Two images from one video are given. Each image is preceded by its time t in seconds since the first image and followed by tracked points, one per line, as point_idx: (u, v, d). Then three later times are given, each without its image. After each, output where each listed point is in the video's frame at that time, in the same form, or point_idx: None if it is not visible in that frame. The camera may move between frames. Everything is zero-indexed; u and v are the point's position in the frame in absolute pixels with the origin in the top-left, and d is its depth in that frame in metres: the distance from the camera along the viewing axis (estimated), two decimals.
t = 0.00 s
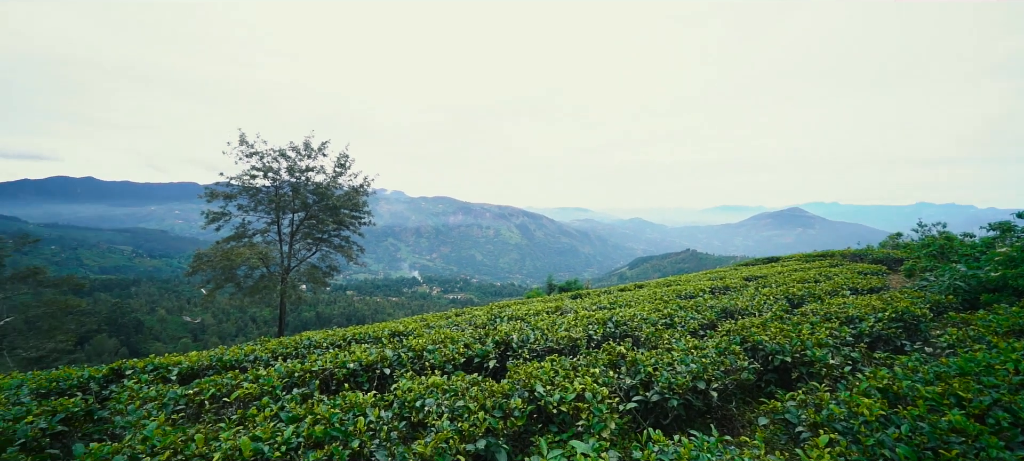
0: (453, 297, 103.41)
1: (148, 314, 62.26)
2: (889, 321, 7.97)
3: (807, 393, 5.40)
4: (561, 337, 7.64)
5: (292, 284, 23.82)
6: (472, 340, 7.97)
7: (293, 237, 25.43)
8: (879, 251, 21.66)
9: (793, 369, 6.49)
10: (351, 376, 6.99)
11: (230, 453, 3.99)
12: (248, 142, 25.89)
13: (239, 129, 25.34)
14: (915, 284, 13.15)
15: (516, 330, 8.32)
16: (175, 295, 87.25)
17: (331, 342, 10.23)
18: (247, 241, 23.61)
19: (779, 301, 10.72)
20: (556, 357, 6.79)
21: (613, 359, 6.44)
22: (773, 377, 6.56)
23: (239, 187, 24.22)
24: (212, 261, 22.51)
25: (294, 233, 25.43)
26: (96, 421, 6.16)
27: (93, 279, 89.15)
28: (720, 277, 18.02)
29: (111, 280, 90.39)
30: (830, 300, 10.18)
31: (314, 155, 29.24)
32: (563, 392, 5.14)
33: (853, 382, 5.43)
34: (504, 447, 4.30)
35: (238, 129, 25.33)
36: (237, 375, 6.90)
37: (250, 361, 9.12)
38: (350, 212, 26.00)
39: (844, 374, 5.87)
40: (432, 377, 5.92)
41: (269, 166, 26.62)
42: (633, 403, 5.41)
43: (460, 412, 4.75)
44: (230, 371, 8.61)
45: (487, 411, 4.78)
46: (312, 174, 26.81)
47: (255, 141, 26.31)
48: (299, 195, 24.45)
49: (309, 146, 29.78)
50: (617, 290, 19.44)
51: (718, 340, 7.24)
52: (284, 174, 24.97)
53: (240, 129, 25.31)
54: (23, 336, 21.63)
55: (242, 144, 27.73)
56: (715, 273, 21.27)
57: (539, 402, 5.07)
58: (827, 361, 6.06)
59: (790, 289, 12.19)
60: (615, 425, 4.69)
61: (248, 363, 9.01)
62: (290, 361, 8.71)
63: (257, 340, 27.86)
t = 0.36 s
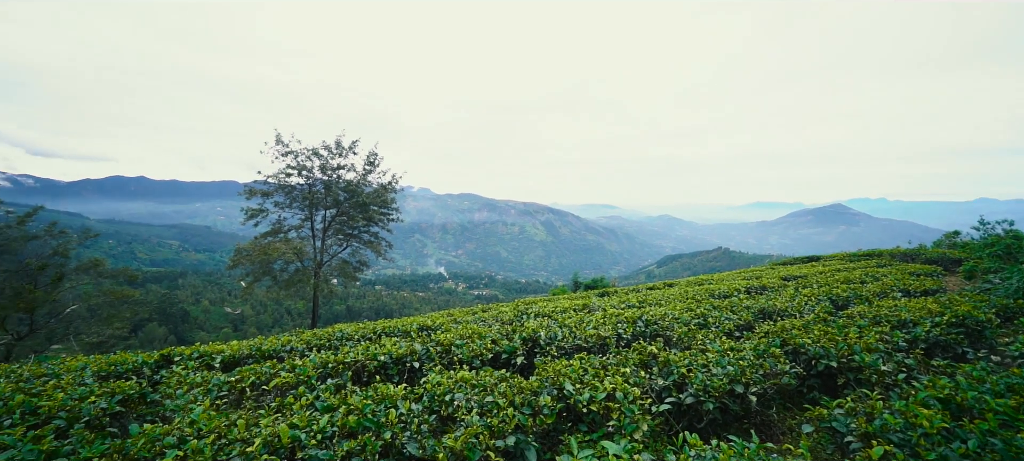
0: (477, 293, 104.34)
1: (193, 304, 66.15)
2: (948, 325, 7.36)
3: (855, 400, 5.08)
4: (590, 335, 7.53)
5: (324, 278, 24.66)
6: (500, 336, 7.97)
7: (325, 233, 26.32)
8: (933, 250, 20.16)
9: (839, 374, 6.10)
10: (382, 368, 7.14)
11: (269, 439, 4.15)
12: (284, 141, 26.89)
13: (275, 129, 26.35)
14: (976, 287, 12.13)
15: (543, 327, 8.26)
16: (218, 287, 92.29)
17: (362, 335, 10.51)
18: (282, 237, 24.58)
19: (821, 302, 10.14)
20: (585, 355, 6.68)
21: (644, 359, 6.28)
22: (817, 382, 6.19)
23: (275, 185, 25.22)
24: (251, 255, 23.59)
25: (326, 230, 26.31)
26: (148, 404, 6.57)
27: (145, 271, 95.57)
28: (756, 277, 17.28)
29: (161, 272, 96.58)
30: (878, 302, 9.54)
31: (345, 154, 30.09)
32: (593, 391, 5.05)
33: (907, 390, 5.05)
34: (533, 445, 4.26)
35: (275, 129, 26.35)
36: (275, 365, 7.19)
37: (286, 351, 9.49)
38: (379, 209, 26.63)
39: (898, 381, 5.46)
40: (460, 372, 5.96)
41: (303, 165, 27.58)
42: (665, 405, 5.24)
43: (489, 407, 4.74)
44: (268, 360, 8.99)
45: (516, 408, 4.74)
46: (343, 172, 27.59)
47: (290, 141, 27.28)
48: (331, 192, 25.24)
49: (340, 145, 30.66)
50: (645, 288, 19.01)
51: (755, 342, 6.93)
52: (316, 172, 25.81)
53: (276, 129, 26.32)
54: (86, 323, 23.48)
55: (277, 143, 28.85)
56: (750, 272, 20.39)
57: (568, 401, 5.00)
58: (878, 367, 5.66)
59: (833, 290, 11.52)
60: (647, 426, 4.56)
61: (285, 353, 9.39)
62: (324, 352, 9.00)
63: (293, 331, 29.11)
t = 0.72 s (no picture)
0: (501, 291, 104.65)
1: (231, 298, 69.41)
2: (1016, 335, 6.73)
3: (908, 413, 4.72)
4: (617, 336, 7.35)
5: (352, 275, 25.35)
6: (526, 335, 7.92)
7: (354, 231, 27.04)
8: (992, 252, 18.65)
9: (888, 384, 5.70)
10: (409, 364, 7.23)
11: (302, 432, 4.25)
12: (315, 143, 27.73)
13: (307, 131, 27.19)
14: None
15: (570, 327, 8.14)
16: (253, 282, 96.49)
17: (390, 331, 10.69)
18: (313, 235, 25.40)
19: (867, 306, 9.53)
20: (613, 356, 6.53)
21: (676, 362, 6.07)
22: (863, 392, 5.81)
23: (306, 185, 26.04)
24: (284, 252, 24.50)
25: (355, 228, 27.02)
26: (190, 393, 6.90)
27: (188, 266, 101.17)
28: (792, 279, 16.47)
29: (202, 268, 101.83)
30: (932, 308, 8.88)
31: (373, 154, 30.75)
32: (622, 394, 4.92)
33: (968, 404, 4.65)
34: (562, 447, 4.17)
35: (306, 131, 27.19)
36: (307, 359, 7.42)
37: (317, 345, 9.76)
38: (405, 208, 27.07)
39: (956, 393, 5.05)
40: (486, 371, 5.95)
41: (332, 165, 28.38)
42: (698, 410, 5.04)
43: (516, 407, 4.69)
44: (300, 354, 9.27)
45: (544, 409, 4.67)
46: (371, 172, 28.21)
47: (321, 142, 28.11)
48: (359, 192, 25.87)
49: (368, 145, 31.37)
50: (673, 289, 18.49)
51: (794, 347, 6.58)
52: (346, 171, 26.50)
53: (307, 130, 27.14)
54: (136, 313, 25.10)
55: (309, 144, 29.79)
56: (786, 273, 19.46)
57: (596, 403, 4.88)
58: (933, 378, 5.24)
59: (880, 293, 10.82)
60: (680, 432, 4.40)
61: (316, 347, 9.67)
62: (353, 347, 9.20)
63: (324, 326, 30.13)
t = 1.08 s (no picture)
0: (523, 290, 104.84)
1: (266, 293, 72.58)
2: None
3: (968, 427, 4.35)
4: (647, 337, 7.19)
5: (379, 273, 26.00)
6: (552, 334, 7.87)
7: (381, 230, 27.69)
8: None
9: (944, 395, 5.29)
10: (437, 360, 7.32)
11: (336, 424, 4.36)
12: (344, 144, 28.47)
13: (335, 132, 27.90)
14: None
15: (597, 327, 8.03)
16: (286, 279, 100.56)
17: (418, 328, 10.88)
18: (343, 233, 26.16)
19: (917, 310, 8.91)
20: (642, 357, 6.38)
21: (708, 365, 5.88)
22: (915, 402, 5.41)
23: (336, 184, 26.76)
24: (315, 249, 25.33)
25: (382, 226, 27.68)
26: (230, 383, 7.25)
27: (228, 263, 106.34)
28: (832, 280, 15.65)
29: (239, 264, 106.79)
30: (992, 313, 8.22)
31: (399, 153, 31.32)
32: (653, 396, 4.80)
33: None
34: (591, 448, 4.09)
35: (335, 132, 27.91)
36: (338, 354, 7.62)
37: (348, 340, 10.07)
38: (430, 207, 27.52)
39: None
40: (514, 369, 5.93)
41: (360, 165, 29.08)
42: (733, 416, 4.85)
43: (545, 407, 4.65)
44: (332, 348, 9.57)
45: (572, 410, 4.61)
46: (397, 172, 28.73)
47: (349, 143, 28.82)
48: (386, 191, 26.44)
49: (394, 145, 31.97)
50: (703, 289, 17.98)
51: (837, 353, 6.24)
52: (373, 171, 27.10)
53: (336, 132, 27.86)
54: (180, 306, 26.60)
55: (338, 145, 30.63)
56: (824, 274, 18.57)
57: (626, 405, 4.78)
58: (998, 389, 4.81)
59: (931, 296, 10.13)
60: (715, 438, 4.24)
61: (346, 342, 9.96)
62: (382, 343, 9.42)
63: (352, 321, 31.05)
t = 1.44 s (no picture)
0: (547, 288, 104.44)
1: (299, 288, 75.54)
2: None
3: None
4: (678, 339, 6.98)
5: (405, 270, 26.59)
6: (578, 334, 7.77)
7: (407, 228, 28.24)
8: None
9: (1011, 410, 4.85)
10: (464, 358, 7.38)
11: (368, 418, 4.47)
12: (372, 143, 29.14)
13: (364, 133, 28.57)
14: None
15: (625, 328, 7.87)
16: (318, 274, 104.41)
17: (444, 325, 11.01)
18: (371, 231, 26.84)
19: (977, 317, 8.24)
20: (674, 360, 6.21)
21: (744, 370, 5.65)
22: (978, 417, 4.99)
23: (365, 183, 27.42)
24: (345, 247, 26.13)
25: (408, 224, 28.21)
26: (268, 374, 7.57)
27: (264, 258, 111.29)
28: (878, 282, 14.73)
29: (274, 260, 111.62)
30: None
31: (425, 152, 31.77)
32: (686, 401, 4.65)
33: None
34: (621, 451, 4.00)
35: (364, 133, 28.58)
36: (368, 349, 7.82)
37: (377, 335, 10.33)
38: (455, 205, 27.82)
39: None
40: (541, 368, 5.90)
41: (388, 164, 29.69)
42: (771, 424, 4.64)
43: (573, 408, 4.60)
44: (362, 343, 9.84)
45: (602, 411, 4.53)
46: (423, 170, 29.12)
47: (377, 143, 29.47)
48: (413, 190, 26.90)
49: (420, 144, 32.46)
50: (735, 290, 17.33)
51: (886, 360, 5.85)
52: (400, 170, 27.56)
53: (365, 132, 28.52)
54: (221, 299, 28.13)
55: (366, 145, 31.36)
56: (868, 276, 17.50)
57: (657, 408, 4.65)
58: None
59: (992, 303, 9.34)
60: (753, 447, 4.05)
61: (376, 337, 10.23)
62: (409, 339, 9.60)
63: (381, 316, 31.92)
